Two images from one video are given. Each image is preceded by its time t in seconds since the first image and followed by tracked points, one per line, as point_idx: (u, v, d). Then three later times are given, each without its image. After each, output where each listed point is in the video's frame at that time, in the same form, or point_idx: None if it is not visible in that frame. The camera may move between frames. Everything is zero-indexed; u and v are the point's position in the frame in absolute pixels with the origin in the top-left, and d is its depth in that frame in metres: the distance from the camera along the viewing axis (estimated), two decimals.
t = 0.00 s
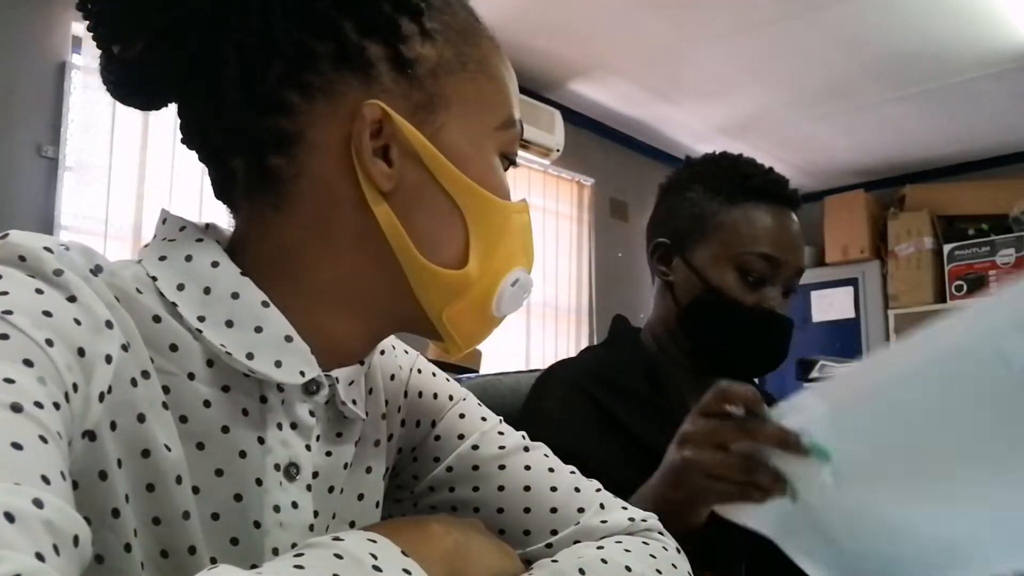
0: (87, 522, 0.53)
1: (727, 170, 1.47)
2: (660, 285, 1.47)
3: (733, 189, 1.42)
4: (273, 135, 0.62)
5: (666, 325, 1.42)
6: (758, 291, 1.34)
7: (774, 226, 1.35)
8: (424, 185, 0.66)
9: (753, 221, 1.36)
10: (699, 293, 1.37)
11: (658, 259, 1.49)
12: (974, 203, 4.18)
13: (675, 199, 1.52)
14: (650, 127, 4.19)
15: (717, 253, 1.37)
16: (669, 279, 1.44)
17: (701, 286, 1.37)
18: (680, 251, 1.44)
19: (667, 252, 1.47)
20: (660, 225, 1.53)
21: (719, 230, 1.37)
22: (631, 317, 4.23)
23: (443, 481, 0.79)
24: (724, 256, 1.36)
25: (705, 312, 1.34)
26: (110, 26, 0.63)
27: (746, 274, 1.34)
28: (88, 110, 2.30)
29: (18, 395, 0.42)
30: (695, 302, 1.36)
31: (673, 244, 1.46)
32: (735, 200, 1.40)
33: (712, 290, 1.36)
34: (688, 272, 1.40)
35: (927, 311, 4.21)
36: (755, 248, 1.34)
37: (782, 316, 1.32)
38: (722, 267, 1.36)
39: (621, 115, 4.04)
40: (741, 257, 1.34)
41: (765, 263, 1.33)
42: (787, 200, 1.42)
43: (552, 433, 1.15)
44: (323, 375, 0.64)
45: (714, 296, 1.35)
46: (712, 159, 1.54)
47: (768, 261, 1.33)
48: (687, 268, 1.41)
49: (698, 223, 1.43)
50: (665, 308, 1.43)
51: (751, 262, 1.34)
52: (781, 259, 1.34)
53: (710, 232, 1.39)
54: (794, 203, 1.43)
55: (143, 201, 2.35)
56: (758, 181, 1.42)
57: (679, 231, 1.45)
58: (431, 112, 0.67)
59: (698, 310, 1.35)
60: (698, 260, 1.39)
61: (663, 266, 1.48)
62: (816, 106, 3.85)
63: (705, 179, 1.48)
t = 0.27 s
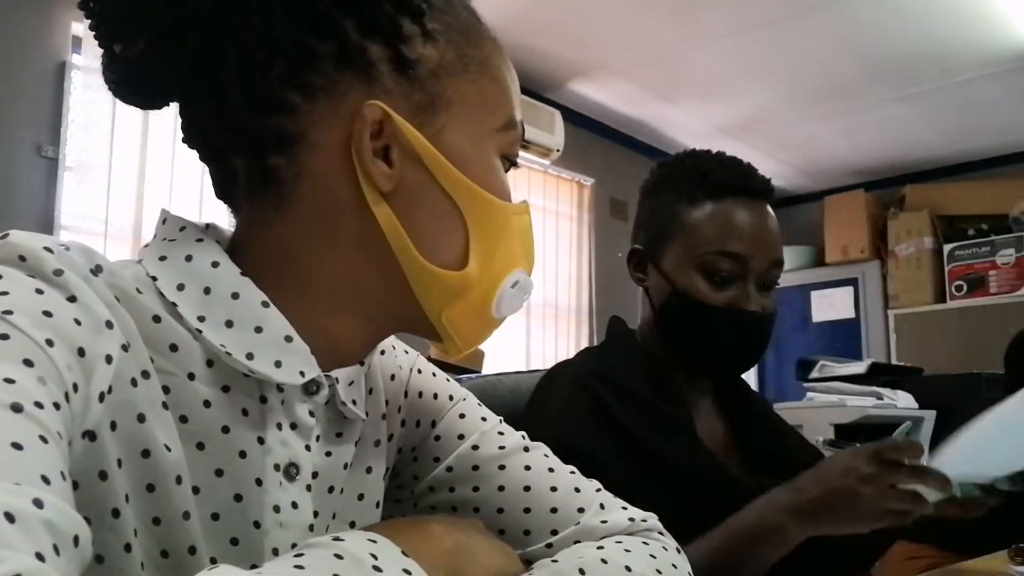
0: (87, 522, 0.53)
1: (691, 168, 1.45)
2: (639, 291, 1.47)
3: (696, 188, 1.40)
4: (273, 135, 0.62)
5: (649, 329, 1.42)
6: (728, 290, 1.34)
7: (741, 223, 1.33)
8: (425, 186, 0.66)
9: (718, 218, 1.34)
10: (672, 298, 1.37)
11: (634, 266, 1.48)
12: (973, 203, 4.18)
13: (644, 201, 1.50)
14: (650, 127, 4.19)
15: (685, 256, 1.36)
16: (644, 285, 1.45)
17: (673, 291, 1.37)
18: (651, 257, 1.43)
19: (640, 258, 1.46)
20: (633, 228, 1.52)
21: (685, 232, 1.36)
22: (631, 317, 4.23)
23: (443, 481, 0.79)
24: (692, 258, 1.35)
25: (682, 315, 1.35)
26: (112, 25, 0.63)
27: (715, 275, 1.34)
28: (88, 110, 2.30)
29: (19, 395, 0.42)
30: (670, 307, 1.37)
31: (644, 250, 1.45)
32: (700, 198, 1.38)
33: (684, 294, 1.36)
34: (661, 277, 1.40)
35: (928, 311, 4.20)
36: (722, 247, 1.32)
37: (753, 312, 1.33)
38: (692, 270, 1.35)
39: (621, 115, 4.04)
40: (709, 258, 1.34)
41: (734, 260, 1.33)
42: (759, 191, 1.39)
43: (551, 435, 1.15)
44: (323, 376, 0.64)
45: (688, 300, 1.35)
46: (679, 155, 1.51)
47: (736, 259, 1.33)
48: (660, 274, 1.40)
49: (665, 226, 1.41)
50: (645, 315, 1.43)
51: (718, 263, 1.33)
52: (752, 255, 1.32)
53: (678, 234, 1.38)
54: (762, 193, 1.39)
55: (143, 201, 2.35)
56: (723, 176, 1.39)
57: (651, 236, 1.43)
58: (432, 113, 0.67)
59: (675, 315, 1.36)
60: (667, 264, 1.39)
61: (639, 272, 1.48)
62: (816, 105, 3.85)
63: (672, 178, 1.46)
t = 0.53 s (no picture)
0: (87, 521, 0.53)
1: (700, 166, 1.44)
2: (648, 291, 1.47)
3: (707, 187, 1.39)
4: (273, 134, 0.62)
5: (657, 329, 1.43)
6: (739, 290, 1.34)
7: (749, 222, 1.32)
8: (424, 185, 0.66)
9: (728, 218, 1.33)
10: (681, 299, 1.37)
11: (642, 267, 1.49)
12: (973, 203, 4.18)
13: (652, 200, 1.49)
14: (650, 127, 4.19)
15: (695, 257, 1.36)
16: (653, 285, 1.45)
17: (682, 291, 1.37)
18: (660, 257, 1.43)
19: (648, 259, 1.47)
20: (641, 228, 1.51)
21: (694, 232, 1.36)
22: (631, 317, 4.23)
23: (443, 481, 0.79)
24: (702, 259, 1.35)
25: (691, 316, 1.35)
26: (113, 24, 0.63)
27: (726, 275, 1.34)
28: (88, 110, 2.30)
29: (18, 393, 0.42)
30: (680, 308, 1.37)
31: (653, 251, 1.45)
32: (710, 197, 1.37)
33: (693, 295, 1.36)
34: (670, 278, 1.40)
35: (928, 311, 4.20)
36: (731, 247, 1.32)
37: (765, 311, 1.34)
38: (700, 271, 1.35)
39: (621, 115, 4.04)
40: (718, 259, 1.33)
41: (743, 261, 1.33)
42: (767, 189, 1.39)
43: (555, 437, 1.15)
44: (322, 375, 0.64)
45: (697, 301, 1.35)
46: (688, 154, 1.50)
47: (746, 260, 1.33)
48: (669, 274, 1.41)
49: (674, 225, 1.40)
50: (654, 316, 1.44)
51: (728, 263, 1.33)
52: (761, 255, 1.32)
53: (686, 234, 1.37)
54: (771, 191, 1.39)
55: (143, 200, 2.35)
56: (733, 174, 1.38)
57: (659, 237, 1.43)
58: (432, 112, 0.67)
59: (683, 316, 1.36)
60: (677, 266, 1.39)
61: (648, 273, 1.48)
62: (816, 105, 3.85)
63: (680, 177, 1.45)
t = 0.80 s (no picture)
0: (87, 520, 0.53)
1: (681, 166, 1.44)
2: (630, 291, 1.47)
3: (689, 185, 1.39)
4: (274, 134, 0.62)
5: (641, 329, 1.42)
6: (722, 288, 1.34)
7: (731, 221, 1.33)
8: (423, 184, 0.66)
9: (710, 217, 1.33)
10: (665, 298, 1.37)
11: (624, 267, 1.48)
12: (973, 203, 4.18)
13: (633, 201, 1.49)
14: (650, 127, 4.19)
15: (678, 256, 1.36)
16: (635, 285, 1.45)
17: (666, 291, 1.37)
18: (642, 257, 1.43)
19: (630, 259, 1.46)
20: (623, 228, 1.50)
21: (678, 231, 1.36)
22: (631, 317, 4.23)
23: (443, 481, 0.79)
24: (683, 258, 1.35)
25: (675, 316, 1.35)
26: (112, 23, 0.63)
27: (709, 274, 1.34)
28: (88, 110, 2.30)
29: (18, 393, 0.42)
30: (664, 309, 1.37)
31: (635, 250, 1.45)
32: (692, 196, 1.37)
33: (678, 294, 1.36)
34: (653, 277, 1.40)
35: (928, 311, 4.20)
36: (714, 245, 1.32)
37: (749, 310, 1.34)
38: (684, 270, 1.35)
39: (620, 115, 4.04)
40: (701, 257, 1.34)
41: (727, 260, 1.33)
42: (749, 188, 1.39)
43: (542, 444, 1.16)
44: (322, 374, 0.64)
45: (681, 300, 1.35)
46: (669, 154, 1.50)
47: (728, 258, 1.33)
48: (652, 273, 1.40)
49: (658, 224, 1.40)
50: (638, 315, 1.44)
51: (710, 261, 1.33)
52: (744, 254, 1.32)
53: (669, 233, 1.37)
54: (753, 188, 1.39)
55: (143, 200, 2.35)
56: (717, 173, 1.38)
57: (640, 236, 1.43)
58: (431, 112, 0.67)
59: (667, 315, 1.36)
60: (660, 265, 1.39)
61: (630, 272, 1.47)
62: (816, 105, 3.85)
63: (660, 178, 1.45)
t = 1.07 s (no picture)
0: (87, 522, 0.53)
1: (651, 171, 1.44)
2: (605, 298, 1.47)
3: (658, 192, 1.39)
4: (276, 134, 0.62)
5: (616, 334, 1.43)
6: (695, 293, 1.35)
7: (703, 227, 1.32)
8: (425, 186, 0.66)
9: (681, 223, 1.33)
10: (638, 305, 1.37)
11: (600, 273, 1.49)
12: (973, 203, 4.19)
13: (606, 207, 1.50)
14: (650, 127, 4.20)
15: (649, 263, 1.36)
16: (610, 291, 1.45)
17: (638, 297, 1.38)
18: (616, 263, 1.44)
19: (605, 265, 1.47)
20: (597, 235, 1.51)
21: (649, 238, 1.36)
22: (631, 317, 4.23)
23: (443, 481, 0.79)
24: (654, 264, 1.35)
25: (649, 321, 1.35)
26: (116, 22, 0.63)
27: (679, 279, 1.35)
28: (88, 110, 2.29)
29: (19, 395, 0.42)
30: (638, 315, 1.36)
31: (610, 257, 1.46)
32: (662, 202, 1.37)
33: (649, 301, 1.36)
34: (626, 284, 1.41)
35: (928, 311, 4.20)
36: (685, 251, 1.32)
37: (721, 313, 1.34)
38: (656, 276, 1.36)
39: (620, 115, 4.04)
40: (671, 264, 1.34)
41: (699, 265, 1.33)
42: (720, 193, 1.39)
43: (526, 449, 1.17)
44: (323, 375, 0.64)
45: (654, 306, 1.35)
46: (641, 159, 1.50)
47: (698, 263, 1.33)
48: (626, 280, 1.41)
49: (630, 231, 1.41)
50: (609, 321, 1.44)
51: (681, 267, 1.34)
52: (714, 258, 1.32)
53: (640, 239, 1.38)
54: (725, 193, 1.39)
55: (143, 200, 2.35)
56: (688, 177, 1.38)
57: (615, 243, 1.44)
58: (434, 114, 0.67)
59: (639, 321, 1.36)
60: (633, 272, 1.39)
61: (605, 279, 1.48)
62: (816, 105, 3.85)
63: (632, 183, 1.45)
